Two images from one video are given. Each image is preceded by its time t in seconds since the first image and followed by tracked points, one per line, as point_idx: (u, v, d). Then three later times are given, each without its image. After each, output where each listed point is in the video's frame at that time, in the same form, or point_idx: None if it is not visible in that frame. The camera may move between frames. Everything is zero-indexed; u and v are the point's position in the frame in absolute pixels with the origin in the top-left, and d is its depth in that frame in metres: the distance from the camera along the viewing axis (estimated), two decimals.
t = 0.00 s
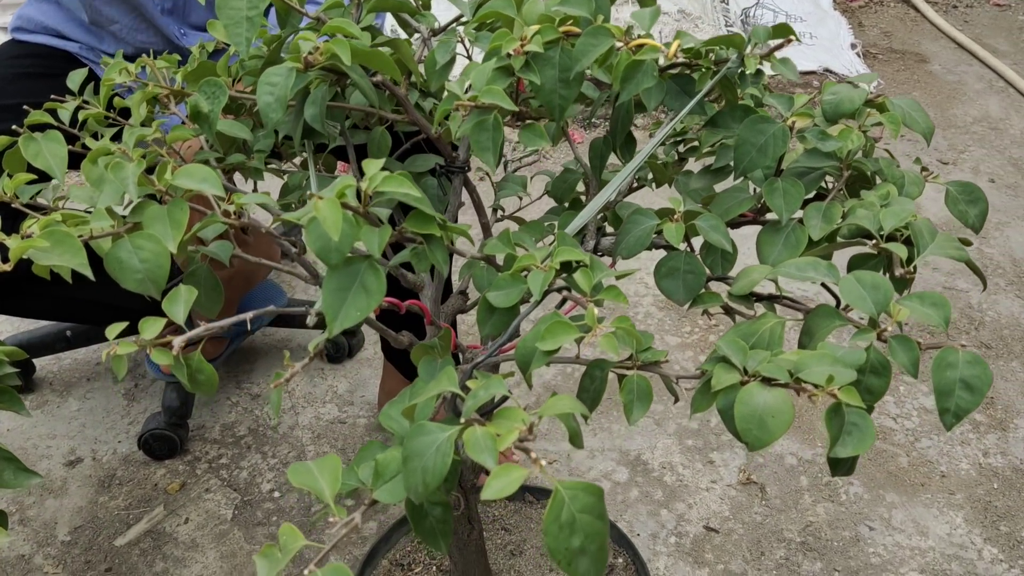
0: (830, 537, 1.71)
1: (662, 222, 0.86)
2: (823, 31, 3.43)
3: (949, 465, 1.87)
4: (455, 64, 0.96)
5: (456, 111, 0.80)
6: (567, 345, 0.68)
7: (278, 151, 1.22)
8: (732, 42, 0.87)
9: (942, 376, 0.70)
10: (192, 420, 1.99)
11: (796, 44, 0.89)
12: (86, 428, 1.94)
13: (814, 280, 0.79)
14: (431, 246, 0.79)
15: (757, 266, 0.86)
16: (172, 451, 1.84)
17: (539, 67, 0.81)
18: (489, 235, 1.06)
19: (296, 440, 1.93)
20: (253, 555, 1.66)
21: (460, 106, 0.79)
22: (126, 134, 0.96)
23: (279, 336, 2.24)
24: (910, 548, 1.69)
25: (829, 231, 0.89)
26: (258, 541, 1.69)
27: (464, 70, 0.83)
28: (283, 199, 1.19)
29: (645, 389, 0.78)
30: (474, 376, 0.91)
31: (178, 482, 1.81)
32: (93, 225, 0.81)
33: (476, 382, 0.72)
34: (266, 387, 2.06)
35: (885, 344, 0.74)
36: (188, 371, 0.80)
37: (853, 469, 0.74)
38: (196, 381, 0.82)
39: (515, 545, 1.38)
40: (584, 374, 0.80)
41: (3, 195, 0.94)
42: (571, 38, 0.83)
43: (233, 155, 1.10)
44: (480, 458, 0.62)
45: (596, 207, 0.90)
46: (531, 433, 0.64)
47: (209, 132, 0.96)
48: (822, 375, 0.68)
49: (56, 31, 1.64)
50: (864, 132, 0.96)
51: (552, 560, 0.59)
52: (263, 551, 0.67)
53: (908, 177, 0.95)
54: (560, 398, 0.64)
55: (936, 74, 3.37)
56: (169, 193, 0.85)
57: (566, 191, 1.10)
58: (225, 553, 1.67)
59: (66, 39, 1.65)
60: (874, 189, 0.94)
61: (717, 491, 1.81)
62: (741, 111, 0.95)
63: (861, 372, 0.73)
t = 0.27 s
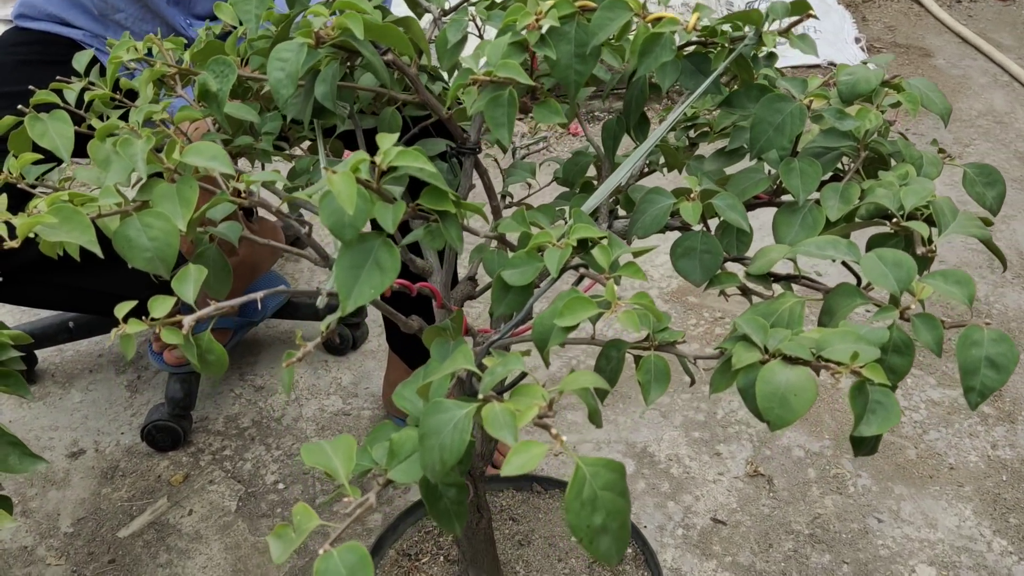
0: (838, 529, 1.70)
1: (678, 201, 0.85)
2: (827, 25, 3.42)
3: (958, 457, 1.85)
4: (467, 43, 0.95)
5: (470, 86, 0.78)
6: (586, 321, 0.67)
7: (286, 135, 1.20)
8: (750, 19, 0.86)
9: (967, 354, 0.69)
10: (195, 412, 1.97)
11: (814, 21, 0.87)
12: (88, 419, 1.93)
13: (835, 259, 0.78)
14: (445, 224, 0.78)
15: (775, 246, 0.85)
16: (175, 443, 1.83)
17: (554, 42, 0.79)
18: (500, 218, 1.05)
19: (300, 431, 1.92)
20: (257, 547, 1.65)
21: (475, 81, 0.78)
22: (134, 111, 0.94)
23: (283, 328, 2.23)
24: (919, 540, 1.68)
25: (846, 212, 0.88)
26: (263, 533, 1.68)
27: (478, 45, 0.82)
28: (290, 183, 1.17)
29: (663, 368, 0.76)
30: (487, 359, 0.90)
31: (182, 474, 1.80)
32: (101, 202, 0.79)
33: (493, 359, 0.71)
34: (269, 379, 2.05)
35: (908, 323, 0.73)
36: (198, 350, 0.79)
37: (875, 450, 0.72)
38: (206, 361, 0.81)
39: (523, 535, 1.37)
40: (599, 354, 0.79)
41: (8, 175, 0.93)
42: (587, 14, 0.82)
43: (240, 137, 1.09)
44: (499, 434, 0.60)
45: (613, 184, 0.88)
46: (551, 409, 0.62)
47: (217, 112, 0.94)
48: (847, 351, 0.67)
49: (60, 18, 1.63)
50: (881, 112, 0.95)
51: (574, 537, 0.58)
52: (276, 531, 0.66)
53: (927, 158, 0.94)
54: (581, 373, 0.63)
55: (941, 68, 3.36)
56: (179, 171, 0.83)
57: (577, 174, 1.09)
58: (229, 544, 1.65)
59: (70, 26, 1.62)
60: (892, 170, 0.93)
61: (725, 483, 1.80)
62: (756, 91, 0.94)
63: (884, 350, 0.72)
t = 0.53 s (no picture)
0: (852, 535, 1.69)
1: (708, 197, 0.84)
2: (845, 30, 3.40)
3: (973, 466, 1.84)
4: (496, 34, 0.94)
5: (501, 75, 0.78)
6: (618, 312, 0.66)
7: (307, 125, 1.20)
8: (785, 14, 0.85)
9: (1003, 356, 0.68)
10: (207, 404, 1.97)
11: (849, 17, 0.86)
12: (100, 409, 1.93)
13: (867, 256, 0.77)
14: (474, 214, 0.77)
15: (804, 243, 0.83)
16: (186, 434, 1.82)
17: (587, 32, 0.79)
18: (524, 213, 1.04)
19: (311, 425, 1.91)
20: (267, 540, 1.64)
21: (507, 70, 0.77)
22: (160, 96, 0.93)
23: (295, 321, 2.22)
24: (934, 548, 1.66)
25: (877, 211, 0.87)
26: (273, 526, 1.67)
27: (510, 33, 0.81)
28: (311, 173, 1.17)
29: (691, 364, 0.75)
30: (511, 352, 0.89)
31: (193, 465, 1.80)
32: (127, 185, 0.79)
33: (521, 350, 0.70)
34: (281, 372, 2.05)
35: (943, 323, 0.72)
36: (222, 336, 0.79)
37: (906, 450, 0.72)
38: (230, 347, 0.81)
39: (536, 533, 1.36)
40: (626, 348, 0.78)
41: (32, 158, 0.92)
42: (620, 4, 0.81)
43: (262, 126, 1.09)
44: (529, 424, 0.60)
45: (640, 179, 0.87)
46: (583, 401, 0.62)
47: (243, 98, 0.94)
48: (883, 349, 0.66)
49: (80, 5, 1.61)
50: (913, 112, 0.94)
51: (605, 531, 0.57)
52: (301, 519, 0.65)
53: (959, 159, 0.94)
54: (613, 365, 0.63)
55: (959, 76, 3.34)
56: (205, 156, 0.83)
57: (602, 168, 1.08)
58: (239, 537, 1.65)
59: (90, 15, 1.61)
60: (923, 170, 0.92)
61: (738, 486, 1.79)
62: (787, 88, 0.93)
63: (918, 350, 0.71)
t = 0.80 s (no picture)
0: (891, 547, 1.66)
1: (772, 199, 0.82)
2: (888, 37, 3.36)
3: (1015, 481, 1.81)
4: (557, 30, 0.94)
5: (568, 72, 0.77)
6: (688, 313, 0.65)
7: (359, 118, 1.20)
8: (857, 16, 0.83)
9: None
10: (243, 394, 1.98)
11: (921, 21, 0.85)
12: (139, 396, 1.94)
13: (936, 263, 0.76)
14: (538, 210, 0.76)
15: (869, 248, 0.82)
16: (223, 423, 1.84)
17: (655, 29, 0.78)
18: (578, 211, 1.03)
19: (346, 419, 1.92)
20: (301, 532, 1.65)
21: (574, 66, 0.76)
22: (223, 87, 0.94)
23: (331, 315, 2.23)
24: (974, 563, 1.63)
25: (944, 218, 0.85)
26: (308, 518, 1.68)
27: (576, 28, 0.81)
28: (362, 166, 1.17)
29: (754, 368, 0.74)
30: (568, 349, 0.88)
31: (229, 455, 1.81)
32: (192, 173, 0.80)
33: (585, 348, 0.69)
34: (317, 365, 2.06)
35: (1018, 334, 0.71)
36: (283, 326, 0.79)
37: (976, 462, 0.71)
38: (289, 337, 0.81)
39: (575, 534, 1.35)
40: (688, 350, 0.77)
41: (94, 144, 0.93)
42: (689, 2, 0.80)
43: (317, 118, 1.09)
44: (599, 425, 0.59)
45: (700, 181, 0.84)
46: (653, 402, 0.61)
47: (303, 89, 0.94)
48: (959, 359, 0.64)
49: None
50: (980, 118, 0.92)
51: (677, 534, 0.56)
52: (363, 512, 0.65)
53: None
54: (685, 367, 0.62)
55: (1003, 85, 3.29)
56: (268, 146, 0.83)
57: (658, 169, 1.06)
58: (274, 528, 1.66)
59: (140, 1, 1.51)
60: (990, 177, 0.91)
61: (774, 494, 1.77)
62: (853, 91, 0.92)
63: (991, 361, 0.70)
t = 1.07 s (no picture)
0: (947, 555, 1.63)
1: (868, 194, 0.80)
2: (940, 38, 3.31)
3: None
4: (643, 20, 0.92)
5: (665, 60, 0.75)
6: (796, 306, 0.63)
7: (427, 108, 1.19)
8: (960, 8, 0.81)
9: None
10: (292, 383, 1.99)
11: None
12: (190, 382, 1.96)
13: None
14: (633, 199, 0.75)
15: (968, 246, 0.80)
16: (274, 411, 1.84)
17: (754, 18, 0.76)
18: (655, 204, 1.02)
19: (394, 410, 1.92)
20: (351, 522, 1.65)
21: (672, 53, 0.74)
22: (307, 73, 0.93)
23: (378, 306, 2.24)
24: None
25: None
26: (357, 508, 1.68)
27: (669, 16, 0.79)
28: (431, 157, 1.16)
29: (852, 365, 0.72)
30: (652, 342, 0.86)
31: (279, 443, 1.81)
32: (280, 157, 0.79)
33: (685, 340, 0.68)
34: (365, 356, 2.06)
35: None
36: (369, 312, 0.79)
37: None
38: (375, 323, 0.81)
39: (632, 532, 1.34)
40: (783, 346, 0.75)
41: (177, 128, 0.93)
42: None
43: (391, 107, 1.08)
44: (710, 417, 0.57)
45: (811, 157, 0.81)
46: (763, 396, 0.59)
47: (384, 76, 0.93)
48: None
49: None
50: None
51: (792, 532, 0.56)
52: (458, 500, 0.65)
53: None
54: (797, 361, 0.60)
55: None
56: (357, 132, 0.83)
57: (735, 163, 1.03)
58: (324, 517, 1.66)
59: None
60: None
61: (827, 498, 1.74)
62: (948, 85, 0.89)
63: None
